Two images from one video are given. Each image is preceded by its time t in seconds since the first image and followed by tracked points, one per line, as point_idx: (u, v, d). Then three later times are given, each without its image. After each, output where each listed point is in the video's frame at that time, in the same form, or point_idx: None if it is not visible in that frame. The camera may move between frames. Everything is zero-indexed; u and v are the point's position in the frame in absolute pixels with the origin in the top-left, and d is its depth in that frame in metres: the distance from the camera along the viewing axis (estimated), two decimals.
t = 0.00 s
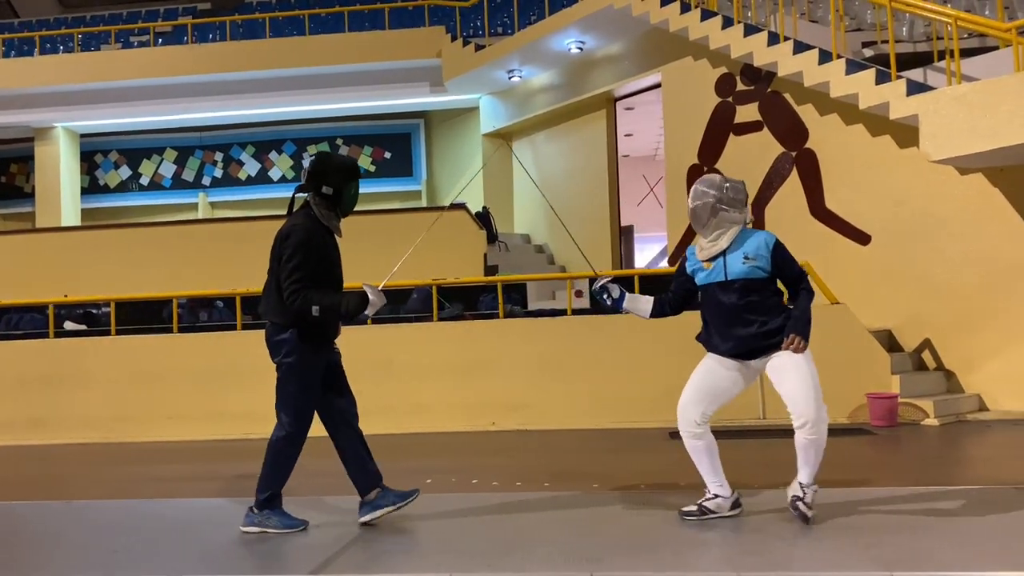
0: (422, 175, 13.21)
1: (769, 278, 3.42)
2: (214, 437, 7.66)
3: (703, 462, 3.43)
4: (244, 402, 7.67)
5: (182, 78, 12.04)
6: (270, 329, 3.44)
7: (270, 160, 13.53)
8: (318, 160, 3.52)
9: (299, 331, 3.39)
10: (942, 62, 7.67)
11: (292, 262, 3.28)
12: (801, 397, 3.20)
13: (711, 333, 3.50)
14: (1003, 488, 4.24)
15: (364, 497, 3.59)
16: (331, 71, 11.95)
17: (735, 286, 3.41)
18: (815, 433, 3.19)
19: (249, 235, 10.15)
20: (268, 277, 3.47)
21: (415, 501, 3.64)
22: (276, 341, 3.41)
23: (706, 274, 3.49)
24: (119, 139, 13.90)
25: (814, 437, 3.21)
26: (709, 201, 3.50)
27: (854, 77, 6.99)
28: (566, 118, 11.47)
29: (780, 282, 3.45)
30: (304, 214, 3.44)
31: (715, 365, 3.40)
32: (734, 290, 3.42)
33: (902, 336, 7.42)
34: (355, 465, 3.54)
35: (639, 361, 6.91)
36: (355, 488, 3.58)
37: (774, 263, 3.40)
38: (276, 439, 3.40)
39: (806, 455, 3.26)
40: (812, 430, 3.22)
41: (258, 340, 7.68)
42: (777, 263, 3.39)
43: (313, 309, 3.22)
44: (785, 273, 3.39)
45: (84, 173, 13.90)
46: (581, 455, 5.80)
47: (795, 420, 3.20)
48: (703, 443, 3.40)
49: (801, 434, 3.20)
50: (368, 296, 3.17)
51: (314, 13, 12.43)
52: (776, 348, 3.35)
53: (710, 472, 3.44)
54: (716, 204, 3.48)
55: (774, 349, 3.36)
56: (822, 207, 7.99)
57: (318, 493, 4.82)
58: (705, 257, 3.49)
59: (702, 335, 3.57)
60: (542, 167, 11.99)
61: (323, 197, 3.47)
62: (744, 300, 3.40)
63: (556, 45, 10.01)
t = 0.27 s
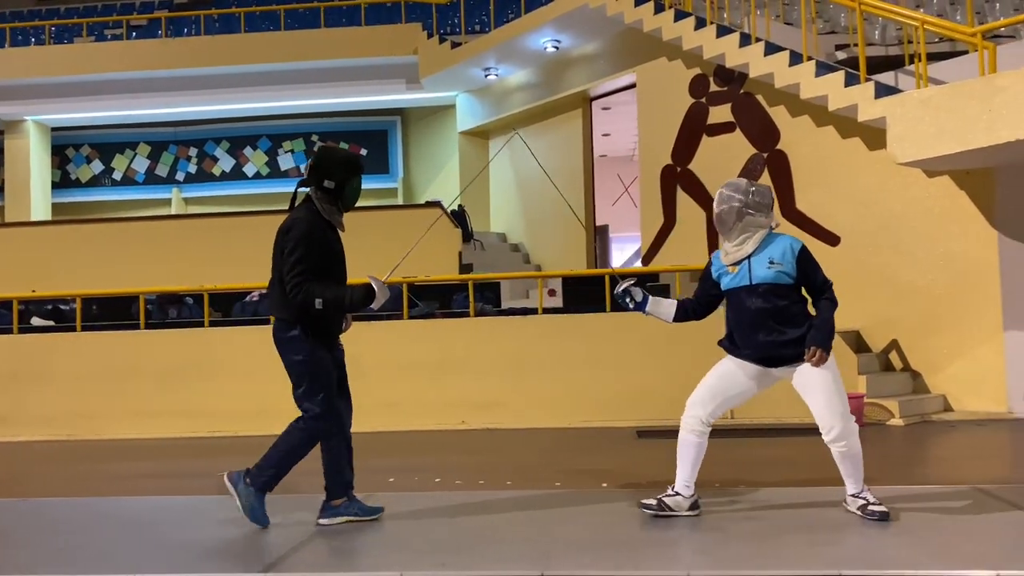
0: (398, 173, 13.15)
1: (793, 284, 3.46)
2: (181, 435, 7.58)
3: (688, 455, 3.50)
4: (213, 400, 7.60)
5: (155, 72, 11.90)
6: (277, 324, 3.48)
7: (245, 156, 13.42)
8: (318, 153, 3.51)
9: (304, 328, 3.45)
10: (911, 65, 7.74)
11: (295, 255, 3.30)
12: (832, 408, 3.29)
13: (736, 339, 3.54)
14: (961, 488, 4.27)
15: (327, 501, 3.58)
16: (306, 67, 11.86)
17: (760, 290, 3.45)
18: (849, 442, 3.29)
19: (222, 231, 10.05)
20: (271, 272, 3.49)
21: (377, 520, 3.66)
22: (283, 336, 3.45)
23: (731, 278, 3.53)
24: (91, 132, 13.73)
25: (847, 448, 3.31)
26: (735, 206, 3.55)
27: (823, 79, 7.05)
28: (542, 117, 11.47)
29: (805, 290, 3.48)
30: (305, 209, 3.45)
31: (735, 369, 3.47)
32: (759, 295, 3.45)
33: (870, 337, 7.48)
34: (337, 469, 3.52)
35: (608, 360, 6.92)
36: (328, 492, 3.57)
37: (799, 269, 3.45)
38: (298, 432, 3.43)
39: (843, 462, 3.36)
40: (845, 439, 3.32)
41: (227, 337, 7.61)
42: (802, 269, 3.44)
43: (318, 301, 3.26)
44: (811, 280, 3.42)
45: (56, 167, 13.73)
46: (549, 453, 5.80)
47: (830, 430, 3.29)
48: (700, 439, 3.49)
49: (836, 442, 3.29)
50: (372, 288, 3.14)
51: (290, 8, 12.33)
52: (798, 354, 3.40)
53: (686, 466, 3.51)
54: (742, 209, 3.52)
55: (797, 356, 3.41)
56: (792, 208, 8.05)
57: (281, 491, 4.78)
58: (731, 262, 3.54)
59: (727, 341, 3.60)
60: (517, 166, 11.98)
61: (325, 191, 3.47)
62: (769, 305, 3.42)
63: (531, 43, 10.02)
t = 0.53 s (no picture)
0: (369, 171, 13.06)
1: (784, 266, 3.39)
2: (140, 436, 7.47)
3: (720, 457, 3.39)
4: (173, 400, 7.50)
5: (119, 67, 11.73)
6: (263, 321, 3.42)
7: (213, 153, 13.23)
8: (303, 147, 3.45)
9: (292, 321, 3.38)
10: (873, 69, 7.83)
11: (280, 251, 3.24)
12: (809, 394, 3.22)
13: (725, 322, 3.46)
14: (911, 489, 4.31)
15: (273, 501, 3.64)
16: (275, 63, 11.77)
17: (750, 272, 3.38)
18: (822, 430, 3.22)
19: (187, 229, 9.93)
20: (253, 266, 3.44)
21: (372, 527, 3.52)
22: (274, 334, 3.38)
23: (721, 261, 3.46)
24: (56, 128, 13.50)
25: (818, 437, 3.23)
26: (725, 189, 3.45)
27: (785, 81, 7.10)
28: (512, 116, 11.46)
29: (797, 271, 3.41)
30: (289, 203, 3.39)
31: (733, 360, 3.38)
32: (749, 276, 3.38)
33: (831, 338, 7.55)
34: (296, 470, 3.59)
35: (570, 360, 6.93)
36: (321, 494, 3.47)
37: (790, 250, 3.37)
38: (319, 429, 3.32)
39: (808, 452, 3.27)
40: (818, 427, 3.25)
41: (188, 336, 7.51)
42: (792, 250, 3.36)
43: (302, 298, 3.21)
44: (801, 262, 3.35)
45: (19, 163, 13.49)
46: (508, 453, 5.78)
47: (806, 417, 3.22)
48: (721, 442, 3.37)
49: (808, 429, 3.22)
50: (357, 285, 3.17)
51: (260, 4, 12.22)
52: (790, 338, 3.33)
53: (726, 467, 3.40)
54: (732, 193, 3.43)
55: (788, 339, 3.34)
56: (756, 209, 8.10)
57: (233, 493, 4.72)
58: (720, 245, 3.46)
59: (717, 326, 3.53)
60: (488, 165, 11.97)
61: (310, 185, 3.41)
62: (760, 287, 3.36)
63: (500, 43, 10.00)
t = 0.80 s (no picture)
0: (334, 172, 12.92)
1: (772, 282, 3.37)
2: (93, 442, 7.34)
3: (674, 462, 3.41)
4: (127, 405, 7.38)
5: (76, 66, 11.50)
6: (244, 330, 3.36)
7: (175, 154, 13.02)
8: (284, 152, 3.40)
9: (275, 333, 3.30)
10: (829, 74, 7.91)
11: (265, 262, 3.21)
12: (809, 409, 3.22)
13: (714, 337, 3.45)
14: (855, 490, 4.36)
15: (214, 507, 3.57)
16: (237, 63, 11.63)
17: (738, 287, 3.35)
18: (831, 443, 3.24)
19: (145, 231, 9.77)
20: (236, 275, 3.37)
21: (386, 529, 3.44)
22: (257, 345, 3.32)
23: (709, 275, 3.44)
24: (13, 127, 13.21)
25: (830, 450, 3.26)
26: (715, 203, 3.43)
27: (741, 85, 7.16)
28: (477, 118, 11.42)
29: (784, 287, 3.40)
30: (271, 211, 3.35)
31: (713, 370, 3.39)
32: (737, 291, 3.36)
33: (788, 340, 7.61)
34: (246, 477, 3.54)
35: (528, 363, 6.92)
36: (325, 502, 3.35)
37: (778, 266, 3.36)
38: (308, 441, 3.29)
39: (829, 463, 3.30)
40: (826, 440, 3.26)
41: (142, 340, 7.38)
42: (781, 266, 3.35)
43: (289, 309, 3.14)
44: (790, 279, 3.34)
45: None
46: (463, 456, 5.75)
47: (810, 432, 3.23)
48: (681, 445, 3.41)
49: (819, 446, 3.23)
50: (347, 294, 3.08)
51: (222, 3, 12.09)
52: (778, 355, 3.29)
53: (677, 473, 3.41)
54: (722, 206, 3.41)
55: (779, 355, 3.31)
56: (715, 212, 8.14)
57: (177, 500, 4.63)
58: (710, 258, 3.44)
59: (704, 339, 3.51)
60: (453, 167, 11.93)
61: (292, 192, 3.36)
62: (749, 302, 3.33)
63: (463, 44, 9.97)
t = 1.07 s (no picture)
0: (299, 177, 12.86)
1: (759, 279, 3.35)
2: (48, 455, 7.21)
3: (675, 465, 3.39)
4: (83, 416, 7.26)
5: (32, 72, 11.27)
6: (210, 338, 3.18)
7: (137, 160, 12.88)
8: (257, 156, 3.25)
9: (244, 338, 3.17)
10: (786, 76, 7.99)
11: (244, 268, 3.06)
12: (780, 409, 3.18)
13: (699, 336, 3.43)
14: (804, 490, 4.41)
15: (164, 509, 3.40)
16: (199, 69, 11.48)
17: (724, 285, 3.34)
18: (795, 443, 3.21)
19: (104, 239, 9.62)
20: (205, 281, 3.20)
21: (327, 550, 3.34)
22: (220, 352, 3.17)
23: (694, 274, 3.42)
24: None
25: (792, 451, 3.23)
26: (697, 201, 3.45)
27: (696, 89, 7.22)
28: (441, 122, 11.39)
29: (769, 283, 3.38)
30: (244, 216, 3.18)
31: (700, 371, 3.34)
32: (724, 290, 3.34)
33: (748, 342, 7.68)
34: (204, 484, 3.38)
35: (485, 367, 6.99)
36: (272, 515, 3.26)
37: (764, 263, 3.34)
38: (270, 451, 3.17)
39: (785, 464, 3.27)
40: (791, 440, 3.23)
41: (98, 350, 7.27)
42: (766, 263, 3.33)
43: (272, 316, 3.03)
44: (776, 275, 3.32)
45: None
46: (422, 463, 5.73)
47: (777, 429, 3.20)
48: (679, 449, 3.37)
49: (781, 443, 3.20)
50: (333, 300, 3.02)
51: (184, 8, 11.97)
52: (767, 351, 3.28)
53: (684, 476, 3.40)
54: (705, 204, 3.43)
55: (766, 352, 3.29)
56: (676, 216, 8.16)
57: (124, 514, 4.54)
58: (693, 257, 3.43)
59: (690, 339, 3.49)
60: (418, 172, 11.88)
61: (265, 197, 3.22)
62: (735, 301, 3.32)
63: (426, 49, 9.94)
